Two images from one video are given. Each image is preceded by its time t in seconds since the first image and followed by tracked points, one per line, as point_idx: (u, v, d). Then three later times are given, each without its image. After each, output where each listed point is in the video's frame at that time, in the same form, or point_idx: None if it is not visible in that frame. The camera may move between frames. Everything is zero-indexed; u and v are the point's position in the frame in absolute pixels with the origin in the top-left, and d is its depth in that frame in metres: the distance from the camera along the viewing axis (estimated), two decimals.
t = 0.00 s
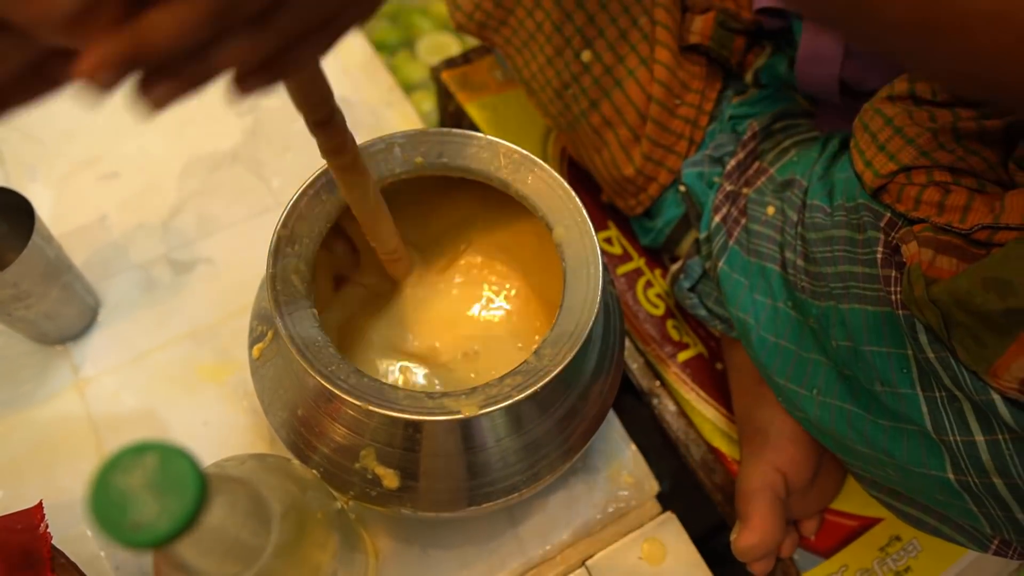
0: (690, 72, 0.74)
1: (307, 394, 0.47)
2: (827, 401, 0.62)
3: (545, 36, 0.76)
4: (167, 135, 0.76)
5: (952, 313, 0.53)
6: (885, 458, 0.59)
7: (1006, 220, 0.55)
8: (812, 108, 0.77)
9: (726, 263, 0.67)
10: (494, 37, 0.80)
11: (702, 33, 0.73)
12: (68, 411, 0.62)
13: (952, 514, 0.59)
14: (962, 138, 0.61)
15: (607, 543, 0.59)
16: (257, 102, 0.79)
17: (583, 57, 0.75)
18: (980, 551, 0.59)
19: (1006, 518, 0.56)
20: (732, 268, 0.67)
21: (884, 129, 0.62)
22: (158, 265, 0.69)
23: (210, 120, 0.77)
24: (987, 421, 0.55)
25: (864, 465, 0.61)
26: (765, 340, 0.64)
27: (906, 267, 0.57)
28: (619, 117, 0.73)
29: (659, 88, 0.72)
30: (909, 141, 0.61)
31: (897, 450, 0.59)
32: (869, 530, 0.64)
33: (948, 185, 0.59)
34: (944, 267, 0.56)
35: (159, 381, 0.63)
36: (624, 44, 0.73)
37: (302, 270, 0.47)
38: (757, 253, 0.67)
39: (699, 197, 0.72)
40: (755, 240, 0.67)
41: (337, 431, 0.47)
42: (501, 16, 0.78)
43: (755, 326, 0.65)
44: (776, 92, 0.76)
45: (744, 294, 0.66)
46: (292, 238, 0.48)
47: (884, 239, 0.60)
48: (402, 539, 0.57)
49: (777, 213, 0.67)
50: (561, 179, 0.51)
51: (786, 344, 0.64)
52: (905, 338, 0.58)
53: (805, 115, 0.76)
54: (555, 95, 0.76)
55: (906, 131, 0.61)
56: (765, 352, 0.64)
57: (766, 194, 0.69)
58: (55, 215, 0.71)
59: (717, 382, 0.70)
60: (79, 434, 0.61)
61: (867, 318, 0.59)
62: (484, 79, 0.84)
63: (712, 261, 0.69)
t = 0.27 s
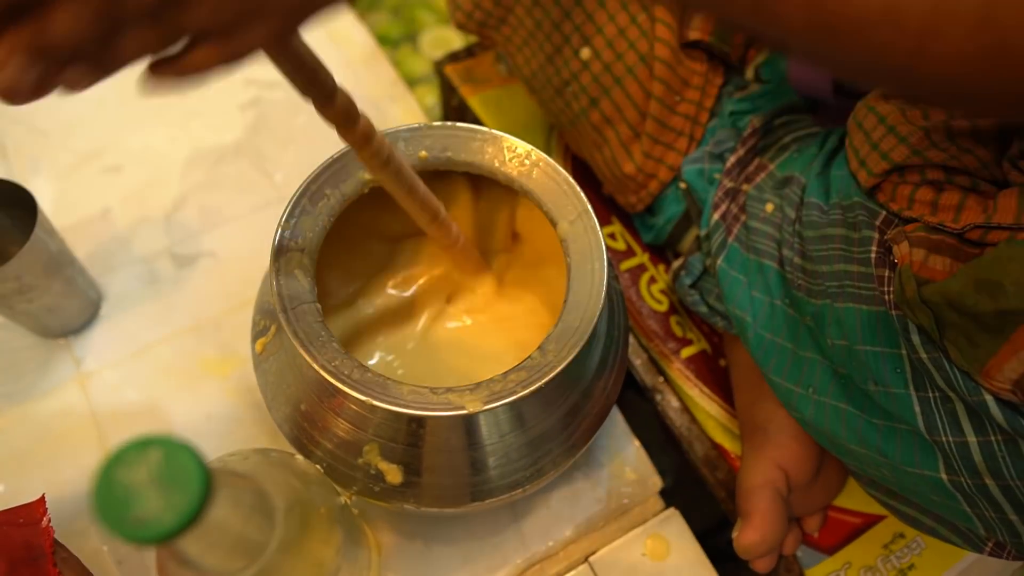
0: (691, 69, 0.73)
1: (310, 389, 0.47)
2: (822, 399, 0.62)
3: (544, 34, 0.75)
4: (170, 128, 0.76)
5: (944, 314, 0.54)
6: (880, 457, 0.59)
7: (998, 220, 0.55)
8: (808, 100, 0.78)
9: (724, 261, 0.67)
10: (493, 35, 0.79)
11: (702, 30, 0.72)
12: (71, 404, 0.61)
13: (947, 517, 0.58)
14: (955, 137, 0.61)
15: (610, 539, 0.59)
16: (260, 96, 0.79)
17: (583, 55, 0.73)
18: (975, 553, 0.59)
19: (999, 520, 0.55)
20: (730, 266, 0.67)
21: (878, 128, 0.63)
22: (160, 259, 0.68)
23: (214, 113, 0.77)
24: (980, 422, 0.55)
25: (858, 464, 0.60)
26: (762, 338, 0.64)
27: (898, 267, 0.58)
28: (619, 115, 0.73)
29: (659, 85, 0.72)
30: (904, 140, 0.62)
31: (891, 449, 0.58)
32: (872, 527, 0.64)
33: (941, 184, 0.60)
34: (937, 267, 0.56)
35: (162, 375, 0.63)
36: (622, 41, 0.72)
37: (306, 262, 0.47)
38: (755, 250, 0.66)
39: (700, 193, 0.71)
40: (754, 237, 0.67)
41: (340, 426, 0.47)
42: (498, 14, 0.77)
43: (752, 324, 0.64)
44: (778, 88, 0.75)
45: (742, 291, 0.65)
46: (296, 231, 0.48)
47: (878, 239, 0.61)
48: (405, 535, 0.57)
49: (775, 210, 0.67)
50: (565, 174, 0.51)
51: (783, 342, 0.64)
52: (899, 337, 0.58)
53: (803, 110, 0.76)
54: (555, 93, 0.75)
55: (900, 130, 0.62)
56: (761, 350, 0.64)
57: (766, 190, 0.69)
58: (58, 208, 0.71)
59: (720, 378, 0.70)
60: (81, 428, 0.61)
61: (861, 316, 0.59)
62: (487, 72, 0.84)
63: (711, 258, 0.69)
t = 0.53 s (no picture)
0: (697, 68, 0.74)
1: (310, 390, 0.47)
2: (832, 396, 0.62)
3: (551, 30, 0.77)
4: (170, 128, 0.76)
5: (958, 307, 0.54)
6: (892, 453, 0.59)
7: (1011, 213, 0.55)
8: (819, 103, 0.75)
9: (729, 259, 0.67)
10: (502, 32, 0.81)
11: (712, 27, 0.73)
12: (70, 405, 0.61)
13: (957, 512, 0.58)
14: (969, 133, 0.61)
15: (608, 540, 0.59)
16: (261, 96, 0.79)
17: (589, 50, 0.75)
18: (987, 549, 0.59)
19: (1014, 514, 0.55)
20: (735, 263, 0.67)
21: (891, 122, 0.63)
22: (160, 259, 0.68)
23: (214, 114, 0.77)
24: (996, 415, 0.54)
25: (869, 461, 0.61)
26: (769, 336, 0.64)
27: (912, 260, 0.57)
28: (624, 112, 0.74)
29: (665, 82, 0.73)
30: (917, 135, 0.61)
31: (903, 445, 0.58)
32: (871, 528, 0.64)
33: (955, 178, 0.59)
34: (949, 262, 0.55)
35: (162, 375, 0.63)
36: (630, 38, 0.74)
37: (307, 263, 0.47)
38: (761, 249, 0.66)
39: (703, 192, 0.71)
40: (760, 236, 0.67)
41: (340, 426, 0.47)
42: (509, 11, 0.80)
43: (758, 322, 0.64)
44: (782, 87, 0.75)
45: (748, 289, 0.66)
46: (296, 233, 0.48)
47: (890, 235, 0.59)
48: (405, 536, 0.57)
49: (782, 208, 0.67)
50: (565, 175, 0.51)
51: (791, 340, 0.64)
52: (912, 332, 0.57)
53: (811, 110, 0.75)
54: (560, 88, 0.77)
55: (912, 125, 0.62)
56: (769, 347, 0.64)
57: (771, 189, 0.69)
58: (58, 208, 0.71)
59: (720, 379, 0.70)
60: (81, 428, 0.61)
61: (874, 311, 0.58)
62: (487, 73, 0.84)
63: (716, 257, 0.68)
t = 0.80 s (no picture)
0: (703, 67, 0.74)
1: (312, 388, 0.47)
2: (846, 391, 0.61)
3: (558, 25, 0.74)
4: (172, 129, 0.76)
5: (976, 298, 0.55)
6: (908, 446, 0.58)
7: None
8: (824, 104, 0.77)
9: (739, 256, 0.67)
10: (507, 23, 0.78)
11: (721, 26, 0.73)
12: (73, 404, 0.62)
13: (971, 502, 0.59)
14: (988, 127, 0.60)
15: (609, 539, 0.59)
16: (262, 97, 0.79)
17: (596, 48, 0.73)
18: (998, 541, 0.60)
19: None
20: (745, 260, 0.67)
21: (910, 116, 0.62)
22: (162, 259, 0.69)
23: (215, 115, 0.77)
24: (1015, 407, 0.54)
25: (883, 454, 0.61)
26: (780, 332, 0.64)
27: (928, 254, 0.58)
28: (632, 111, 0.74)
29: (672, 81, 0.72)
30: (937, 127, 0.61)
31: (920, 437, 0.58)
32: (871, 528, 0.64)
33: (972, 171, 0.60)
34: (965, 255, 0.57)
35: (165, 375, 0.63)
36: (638, 36, 0.72)
37: (309, 263, 0.47)
38: (771, 246, 0.66)
39: (709, 190, 0.71)
40: (768, 234, 0.66)
41: (342, 425, 0.47)
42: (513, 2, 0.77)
43: (769, 318, 0.65)
44: (788, 88, 0.77)
45: (758, 286, 0.66)
46: (299, 232, 0.48)
47: (905, 229, 0.60)
48: (406, 535, 0.58)
49: (791, 205, 0.67)
50: (568, 175, 0.51)
51: (802, 335, 0.64)
52: (928, 325, 0.57)
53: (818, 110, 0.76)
54: (566, 85, 0.76)
55: (932, 117, 0.61)
56: (781, 343, 0.64)
57: (779, 187, 0.68)
58: (60, 208, 0.71)
59: (721, 379, 0.71)
60: (83, 427, 0.61)
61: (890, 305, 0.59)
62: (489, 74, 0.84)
63: (723, 254, 0.69)
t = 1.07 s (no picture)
0: (705, 68, 0.75)
1: (317, 386, 0.48)
2: (845, 390, 0.62)
3: (561, 27, 0.78)
4: (177, 131, 0.77)
5: (974, 298, 0.55)
6: (907, 445, 0.59)
7: None
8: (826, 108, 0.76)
9: (739, 256, 0.67)
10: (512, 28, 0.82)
11: (722, 28, 0.74)
12: (78, 403, 0.62)
13: (969, 502, 0.59)
14: (987, 128, 0.61)
15: (610, 537, 0.59)
16: (266, 99, 0.79)
17: (598, 49, 0.75)
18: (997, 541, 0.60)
19: None
20: (745, 260, 0.67)
21: (910, 117, 0.63)
22: (167, 260, 0.69)
23: (220, 116, 0.78)
24: (1012, 406, 0.54)
25: (882, 453, 0.61)
26: (780, 331, 0.65)
27: (928, 254, 0.59)
28: (634, 111, 0.75)
29: (674, 81, 0.73)
30: (937, 129, 0.62)
31: (918, 436, 0.58)
32: (871, 527, 0.64)
33: (971, 173, 0.60)
34: (965, 255, 0.57)
35: (169, 374, 0.63)
36: (640, 38, 0.74)
37: (314, 262, 0.48)
38: (771, 247, 0.67)
39: (710, 191, 0.72)
40: (768, 235, 0.67)
41: (346, 422, 0.48)
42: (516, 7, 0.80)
43: (769, 318, 0.65)
44: (788, 90, 0.78)
45: (758, 286, 0.66)
46: (304, 232, 0.48)
47: (905, 229, 0.61)
48: (408, 533, 0.58)
49: (791, 206, 0.67)
50: (569, 175, 0.52)
51: (802, 335, 0.64)
52: (928, 325, 0.57)
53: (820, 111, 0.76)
54: (568, 87, 0.78)
55: (932, 119, 0.62)
56: (781, 342, 0.64)
57: (780, 188, 0.69)
58: (65, 209, 0.72)
59: (721, 379, 0.71)
60: (88, 426, 0.61)
61: (889, 303, 0.59)
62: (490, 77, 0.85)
63: (724, 254, 0.69)
